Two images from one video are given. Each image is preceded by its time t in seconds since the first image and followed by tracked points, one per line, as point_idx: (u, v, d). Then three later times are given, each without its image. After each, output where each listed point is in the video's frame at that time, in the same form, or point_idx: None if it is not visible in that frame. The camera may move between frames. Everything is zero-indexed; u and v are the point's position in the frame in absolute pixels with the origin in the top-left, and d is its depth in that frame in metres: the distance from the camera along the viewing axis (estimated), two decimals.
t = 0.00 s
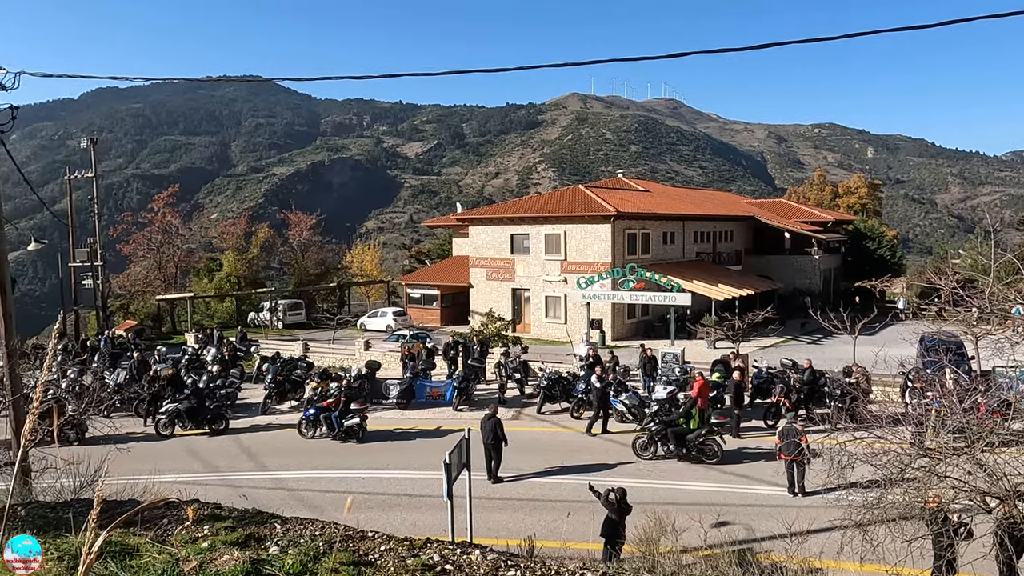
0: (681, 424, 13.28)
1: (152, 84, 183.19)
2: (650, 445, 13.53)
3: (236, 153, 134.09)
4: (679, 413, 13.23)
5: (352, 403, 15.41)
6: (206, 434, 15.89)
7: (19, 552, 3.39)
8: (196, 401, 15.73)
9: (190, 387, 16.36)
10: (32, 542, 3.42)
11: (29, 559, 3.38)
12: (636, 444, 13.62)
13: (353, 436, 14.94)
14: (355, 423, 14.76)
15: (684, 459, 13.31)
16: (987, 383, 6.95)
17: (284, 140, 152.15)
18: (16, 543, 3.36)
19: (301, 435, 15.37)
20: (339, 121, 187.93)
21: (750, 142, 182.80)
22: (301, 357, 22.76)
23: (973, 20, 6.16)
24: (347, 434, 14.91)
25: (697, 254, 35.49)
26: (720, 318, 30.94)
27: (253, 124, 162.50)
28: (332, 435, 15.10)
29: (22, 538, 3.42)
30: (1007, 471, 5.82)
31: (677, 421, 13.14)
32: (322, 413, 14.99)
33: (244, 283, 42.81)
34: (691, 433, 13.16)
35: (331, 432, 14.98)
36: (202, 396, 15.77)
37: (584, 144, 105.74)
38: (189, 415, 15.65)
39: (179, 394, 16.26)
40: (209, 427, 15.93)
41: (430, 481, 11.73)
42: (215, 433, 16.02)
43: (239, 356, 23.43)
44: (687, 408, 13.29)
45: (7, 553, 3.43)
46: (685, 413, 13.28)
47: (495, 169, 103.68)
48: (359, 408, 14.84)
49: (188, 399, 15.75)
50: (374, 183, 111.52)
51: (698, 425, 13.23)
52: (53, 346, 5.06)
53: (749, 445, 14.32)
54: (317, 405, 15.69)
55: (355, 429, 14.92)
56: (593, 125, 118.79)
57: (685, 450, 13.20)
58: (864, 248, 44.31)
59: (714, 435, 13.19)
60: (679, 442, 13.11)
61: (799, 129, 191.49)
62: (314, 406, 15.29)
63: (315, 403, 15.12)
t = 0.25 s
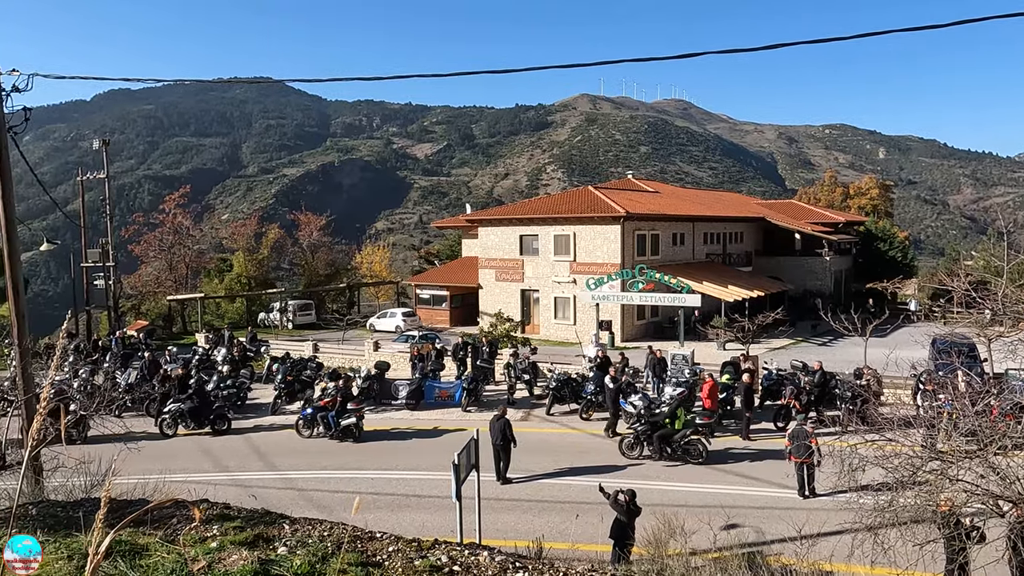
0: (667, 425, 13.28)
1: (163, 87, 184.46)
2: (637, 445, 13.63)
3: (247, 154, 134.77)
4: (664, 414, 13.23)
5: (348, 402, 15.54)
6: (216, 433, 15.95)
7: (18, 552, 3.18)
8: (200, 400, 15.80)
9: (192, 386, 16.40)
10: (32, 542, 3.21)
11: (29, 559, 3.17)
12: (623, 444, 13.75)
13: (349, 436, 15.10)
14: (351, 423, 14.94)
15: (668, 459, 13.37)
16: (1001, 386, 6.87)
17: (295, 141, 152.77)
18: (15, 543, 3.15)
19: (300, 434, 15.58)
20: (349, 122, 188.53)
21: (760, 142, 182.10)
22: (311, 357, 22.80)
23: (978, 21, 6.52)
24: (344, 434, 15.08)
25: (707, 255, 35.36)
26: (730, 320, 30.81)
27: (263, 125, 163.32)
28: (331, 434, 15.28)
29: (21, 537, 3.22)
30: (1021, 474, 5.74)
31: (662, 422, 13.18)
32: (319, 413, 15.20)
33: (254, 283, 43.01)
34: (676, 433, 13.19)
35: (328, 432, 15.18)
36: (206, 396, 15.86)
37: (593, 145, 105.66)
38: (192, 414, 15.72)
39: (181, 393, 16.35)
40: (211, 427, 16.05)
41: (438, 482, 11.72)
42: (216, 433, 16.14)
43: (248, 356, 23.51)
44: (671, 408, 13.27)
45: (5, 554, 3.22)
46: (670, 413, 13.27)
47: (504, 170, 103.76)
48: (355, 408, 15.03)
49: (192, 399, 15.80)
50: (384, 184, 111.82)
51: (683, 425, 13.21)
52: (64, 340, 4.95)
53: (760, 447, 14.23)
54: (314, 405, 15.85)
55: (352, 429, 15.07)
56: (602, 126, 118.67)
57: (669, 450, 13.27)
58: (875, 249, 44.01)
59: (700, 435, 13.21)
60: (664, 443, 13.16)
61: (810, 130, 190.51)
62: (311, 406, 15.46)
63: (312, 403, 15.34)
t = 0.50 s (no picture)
0: (656, 427, 13.21)
1: (174, 88, 185.59)
2: (627, 445, 13.60)
3: (257, 155, 135.37)
4: (653, 416, 13.11)
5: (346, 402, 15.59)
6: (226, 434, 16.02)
7: (19, 551, 3.42)
8: (202, 401, 15.90)
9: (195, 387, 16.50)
10: (32, 542, 3.45)
11: (29, 558, 3.40)
12: (614, 445, 13.68)
13: (347, 435, 15.19)
14: (348, 423, 15.06)
15: (658, 458, 13.41)
16: (1011, 388, 6.82)
17: (305, 143, 153.33)
18: (16, 542, 3.39)
19: (297, 434, 15.66)
20: (358, 123, 189.02)
21: (770, 144, 181.38)
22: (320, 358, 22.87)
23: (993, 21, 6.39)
24: (341, 433, 15.16)
25: (716, 256, 35.24)
26: (739, 321, 30.68)
27: (273, 126, 164.04)
28: (327, 434, 15.37)
29: (21, 538, 3.45)
30: None
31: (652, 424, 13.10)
32: (315, 413, 15.29)
33: (263, 284, 43.20)
34: (666, 434, 13.13)
35: (325, 432, 15.27)
36: (208, 396, 15.96)
37: (602, 146, 105.52)
38: (195, 415, 15.80)
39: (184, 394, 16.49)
40: (214, 427, 16.10)
41: (447, 483, 11.72)
42: (218, 434, 16.17)
43: (257, 357, 23.61)
44: (661, 410, 13.15)
45: (7, 553, 3.46)
46: (659, 416, 13.12)
47: (513, 171, 103.79)
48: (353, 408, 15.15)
49: (194, 400, 15.91)
50: (393, 185, 112.10)
51: (672, 426, 13.14)
52: (73, 344, 5.07)
53: (769, 450, 14.17)
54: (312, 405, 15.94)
55: (349, 429, 15.16)
56: (611, 127, 118.50)
57: (660, 450, 13.26)
58: (886, 251, 43.75)
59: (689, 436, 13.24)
60: (655, 445, 13.13)
61: (820, 131, 189.52)
62: (308, 406, 15.54)
63: (310, 403, 15.45)
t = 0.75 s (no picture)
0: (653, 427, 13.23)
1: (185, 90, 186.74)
2: (625, 446, 13.69)
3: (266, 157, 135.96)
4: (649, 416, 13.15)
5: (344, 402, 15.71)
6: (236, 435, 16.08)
7: (19, 551, 3.51)
8: (203, 400, 16.06)
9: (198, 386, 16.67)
10: (32, 543, 3.54)
11: (28, 559, 3.49)
12: (611, 445, 13.80)
13: (344, 435, 15.32)
14: (345, 422, 15.15)
15: (656, 460, 13.41)
16: None
17: (314, 144, 153.90)
18: (16, 543, 3.49)
19: (295, 434, 15.79)
20: (367, 125, 189.54)
21: (780, 145, 180.74)
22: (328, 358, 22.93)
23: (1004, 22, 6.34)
24: (339, 433, 15.29)
25: (725, 258, 35.12)
26: (748, 323, 30.57)
27: (283, 128, 164.76)
28: (325, 434, 15.49)
29: (22, 538, 3.55)
30: None
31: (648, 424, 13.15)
32: (314, 413, 15.37)
33: (272, 285, 43.39)
34: (664, 435, 13.14)
35: (324, 432, 15.38)
36: (209, 395, 16.13)
37: (611, 147, 105.39)
38: (196, 415, 15.95)
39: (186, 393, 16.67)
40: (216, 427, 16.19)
41: (455, 484, 11.72)
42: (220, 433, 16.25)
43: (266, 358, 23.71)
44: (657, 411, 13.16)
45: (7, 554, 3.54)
46: (655, 416, 13.15)
47: (522, 172, 103.81)
48: (351, 407, 15.23)
49: (196, 399, 16.07)
50: (401, 186, 112.38)
51: (669, 427, 13.14)
52: (83, 345, 5.13)
53: (779, 452, 14.09)
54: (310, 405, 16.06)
55: (346, 429, 15.27)
56: (620, 129, 118.35)
57: (658, 451, 13.26)
58: (896, 253, 43.48)
59: (685, 437, 13.24)
60: (652, 445, 13.16)
61: (830, 132, 188.67)
62: (306, 407, 15.67)
63: (308, 403, 15.50)
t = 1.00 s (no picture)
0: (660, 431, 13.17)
1: (203, 93, 188.65)
2: (632, 449, 13.68)
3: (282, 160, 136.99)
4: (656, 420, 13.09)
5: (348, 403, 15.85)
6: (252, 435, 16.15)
7: (19, 551, 3.53)
8: (212, 400, 16.16)
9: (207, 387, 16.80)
10: (33, 542, 3.56)
11: (29, 559, 3.50)
12: (619, 447, 13.81)
13: (349, 436, 15.44)
14: (350, 423, 15.27)
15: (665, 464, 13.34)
16: None
17: (329, 147, 154.85)
18: (16, 542, 3.50)
19: (299, 435, 15.91)
20: (382, 128, 190.46)
21: (796, 148, 179.53)
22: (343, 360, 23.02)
23: None
24: (344, 434, 15.41)
25: (740, 261, 34.89)
26: (763, 327, 30.34)
27: (299, 130, 165.93)
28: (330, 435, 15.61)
29: (22, 538, 3.57)
30: None
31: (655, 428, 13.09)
32: (319, 414, 15.56)
33: (288, 287, 43.67)
34: (672, 439, 13.06)
35: (328, 432, 15.52)
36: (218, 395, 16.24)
37: (626, 150, 105.16)
38: (205, 415, 16.06)
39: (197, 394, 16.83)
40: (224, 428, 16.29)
41: (468, 487, 11.71)
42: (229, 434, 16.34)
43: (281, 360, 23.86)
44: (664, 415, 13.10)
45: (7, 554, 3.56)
46: (663, 420, 13.09)
47: (536, 175, 103.82)
48: (354, 408, 15.35)
49: (205, 400, 16.19)
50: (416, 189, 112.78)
51: (677, 431, 13.08)
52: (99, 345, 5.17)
53: (795, 457, 13.94)
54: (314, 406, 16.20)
55: (350, 429, 15.37)
56: (635, 132, 118.06)
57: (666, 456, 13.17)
58: (914, 257, 42.99)
59: (693, 441, 13.17)
60: (661, 450, 13.07)
61: (847, 135, 187.15)
62: (311, 407, 15.84)
63: (313, 404, 15.73)
